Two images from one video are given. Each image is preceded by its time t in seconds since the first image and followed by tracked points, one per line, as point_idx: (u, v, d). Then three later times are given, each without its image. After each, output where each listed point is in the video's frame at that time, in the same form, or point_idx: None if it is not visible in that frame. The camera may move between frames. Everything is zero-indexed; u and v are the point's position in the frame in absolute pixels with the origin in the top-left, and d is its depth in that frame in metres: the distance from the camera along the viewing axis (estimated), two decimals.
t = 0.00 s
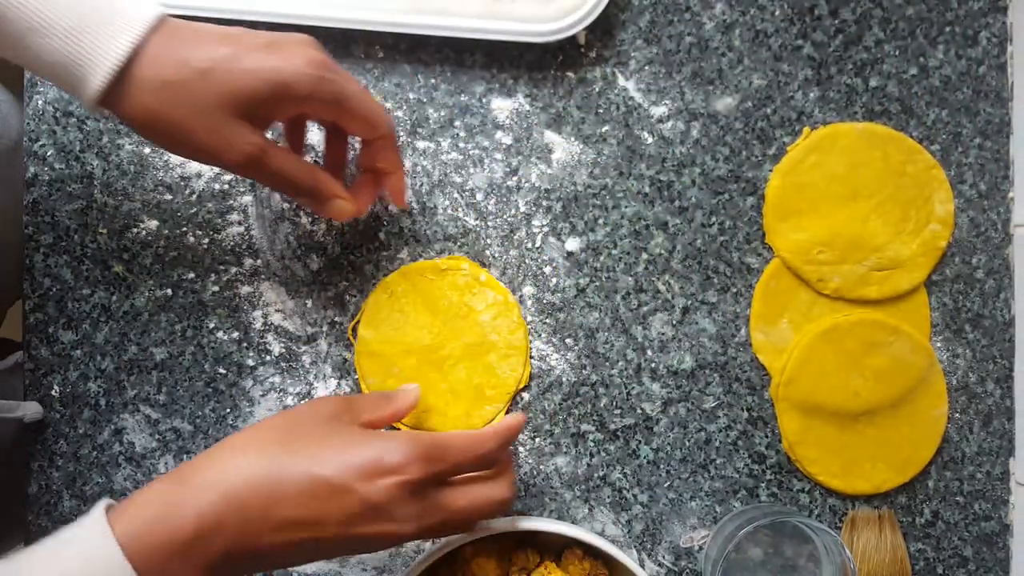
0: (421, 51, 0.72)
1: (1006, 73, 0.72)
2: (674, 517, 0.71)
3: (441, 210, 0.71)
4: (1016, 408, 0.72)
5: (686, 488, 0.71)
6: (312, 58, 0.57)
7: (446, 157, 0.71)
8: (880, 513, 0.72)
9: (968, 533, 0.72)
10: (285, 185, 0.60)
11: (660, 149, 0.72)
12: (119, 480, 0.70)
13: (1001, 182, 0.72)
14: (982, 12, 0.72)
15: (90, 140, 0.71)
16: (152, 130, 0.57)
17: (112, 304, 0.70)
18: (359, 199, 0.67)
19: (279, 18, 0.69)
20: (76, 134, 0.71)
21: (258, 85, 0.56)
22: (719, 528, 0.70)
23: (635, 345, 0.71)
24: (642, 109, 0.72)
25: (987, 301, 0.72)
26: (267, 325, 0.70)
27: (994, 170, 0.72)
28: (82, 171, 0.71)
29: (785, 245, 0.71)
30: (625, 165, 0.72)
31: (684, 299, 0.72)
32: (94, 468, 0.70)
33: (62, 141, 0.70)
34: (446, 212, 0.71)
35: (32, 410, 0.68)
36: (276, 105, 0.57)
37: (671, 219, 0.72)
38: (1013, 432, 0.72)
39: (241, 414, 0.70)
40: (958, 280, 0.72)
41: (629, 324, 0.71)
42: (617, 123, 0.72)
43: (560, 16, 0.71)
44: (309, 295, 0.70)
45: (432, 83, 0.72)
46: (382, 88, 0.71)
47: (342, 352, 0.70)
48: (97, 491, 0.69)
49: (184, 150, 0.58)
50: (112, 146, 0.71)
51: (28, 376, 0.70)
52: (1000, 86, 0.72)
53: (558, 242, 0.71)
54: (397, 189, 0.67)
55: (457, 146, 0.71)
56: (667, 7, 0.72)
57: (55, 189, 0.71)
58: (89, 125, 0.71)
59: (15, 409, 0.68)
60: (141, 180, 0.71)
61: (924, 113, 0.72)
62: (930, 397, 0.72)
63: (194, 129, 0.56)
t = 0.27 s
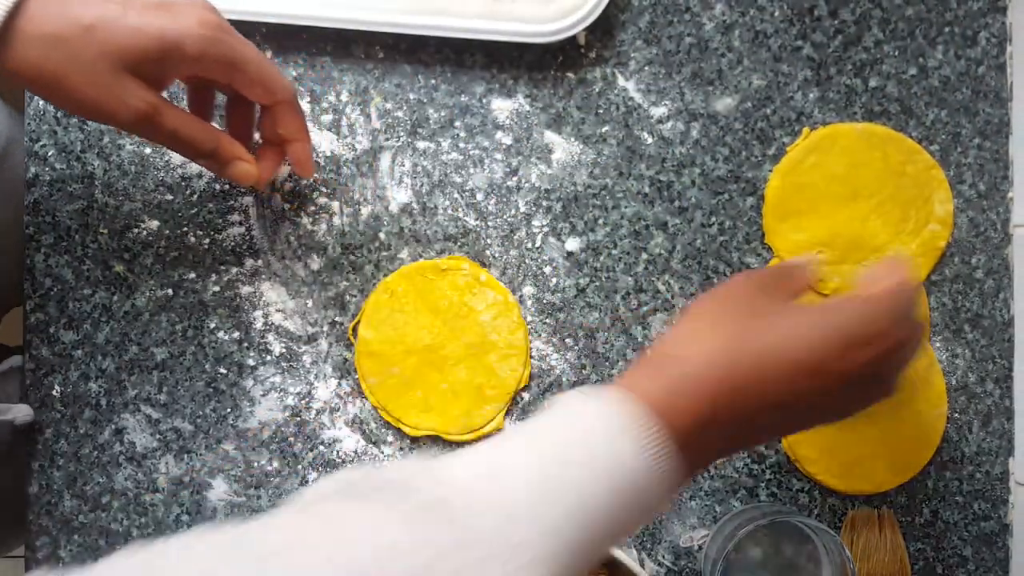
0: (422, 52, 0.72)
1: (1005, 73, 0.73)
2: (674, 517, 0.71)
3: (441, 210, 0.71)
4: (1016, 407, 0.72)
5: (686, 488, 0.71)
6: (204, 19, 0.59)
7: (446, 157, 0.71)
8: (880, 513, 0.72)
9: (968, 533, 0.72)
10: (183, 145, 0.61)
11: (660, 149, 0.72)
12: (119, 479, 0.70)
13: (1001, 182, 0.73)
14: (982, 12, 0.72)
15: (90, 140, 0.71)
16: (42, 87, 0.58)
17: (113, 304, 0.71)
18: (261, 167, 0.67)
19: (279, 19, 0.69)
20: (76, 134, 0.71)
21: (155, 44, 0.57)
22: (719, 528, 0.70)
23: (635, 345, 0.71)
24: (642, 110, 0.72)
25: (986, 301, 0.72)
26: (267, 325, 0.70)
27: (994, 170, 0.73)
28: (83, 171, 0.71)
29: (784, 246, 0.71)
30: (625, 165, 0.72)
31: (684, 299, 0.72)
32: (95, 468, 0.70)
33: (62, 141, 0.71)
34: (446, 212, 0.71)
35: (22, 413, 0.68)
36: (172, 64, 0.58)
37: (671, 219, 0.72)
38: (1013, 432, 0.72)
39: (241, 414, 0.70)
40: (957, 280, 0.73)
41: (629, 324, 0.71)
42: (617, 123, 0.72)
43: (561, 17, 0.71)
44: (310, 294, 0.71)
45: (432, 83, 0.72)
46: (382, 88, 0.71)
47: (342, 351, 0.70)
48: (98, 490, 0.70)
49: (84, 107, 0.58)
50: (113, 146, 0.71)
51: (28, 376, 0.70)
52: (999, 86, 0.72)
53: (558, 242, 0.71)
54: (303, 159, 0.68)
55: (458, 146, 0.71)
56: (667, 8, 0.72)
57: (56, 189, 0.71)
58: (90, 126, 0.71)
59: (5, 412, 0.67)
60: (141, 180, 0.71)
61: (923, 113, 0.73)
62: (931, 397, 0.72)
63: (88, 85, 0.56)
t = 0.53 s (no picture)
0: (422, 52, 0.72)
1: (1005, 73, 0.72)
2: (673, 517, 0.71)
3: (441, 210, 0.71)
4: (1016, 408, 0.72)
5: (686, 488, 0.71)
6: None
7: (446, 157, 0.71)
8: (880, 513, 0.72)
9: (968, 534, 0.72)
10: (126, 94, 0.58)
11: (660, 149, 0.72)
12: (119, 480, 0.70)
13: (1001, 182, 0.72)
14: (982, 13, 0.72)
15: (91, 140, 0.71)
16: None
17: (113, 303, 0.71)
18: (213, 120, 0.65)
19: (278, 19, 0.69)
20: (77, 134, 0.71)
21: None
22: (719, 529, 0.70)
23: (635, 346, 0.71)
24: (642, 110, 0.72)
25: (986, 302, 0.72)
26: (267, 325, 0.70)
27: (994, 170, 0.72)
28: (82, 171, 0.71)
29: (784, 246, 0.71)
30: (625, 165, 0.72)
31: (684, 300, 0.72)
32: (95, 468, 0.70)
33: (62, 141, 0.71)
34: (446, 212, 0.71)
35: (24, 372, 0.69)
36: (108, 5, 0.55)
37: (671, 219, 0.72)
38: (1013, 432, 0.72)
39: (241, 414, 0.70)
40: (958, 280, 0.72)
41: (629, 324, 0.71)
42: (617, 123, 0.72)
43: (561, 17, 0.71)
44: (310, 294, 0.71)
45: (432, 84, 0.72)
46: (382, 88, 0.72)
47: (342, 352, 0.70)
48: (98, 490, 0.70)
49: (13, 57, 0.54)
50: (113, 146, 0.71)
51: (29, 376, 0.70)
52: (999, 86, 0.72)
53: (558, 242, 0.71)
54: (255, 111, 0.66)
55: (457, 146, 0.71)
56: (667, 8, 0.72)
57: (55, 190, 0.71)
58: (90, 126, 0.71)
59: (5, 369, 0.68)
60: (141, 180, 0.71)
61: (923, 113, 0.73)
62: (930, 397, 0.72)
63: (18, 29, 0.52)
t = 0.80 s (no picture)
0: (422, 52, 0.72)
1: (1005, 73, 0.72)
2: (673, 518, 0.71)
3: (441, 210, 0.71)
4: (1016, 407, 0.72)
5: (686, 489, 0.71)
6: (261, 25, 0.55)
7: (446, 157, 0.71)
8: (879, 513, 0.72)
9: (968, 533, 0.72)
10: (233, 147, 0.58)
11: (660, 149, 0.72)
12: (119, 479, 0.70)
13: (1001, 182, 0.73)
14: (981, 13, 0.72)
15: (91, 140, 0.71)
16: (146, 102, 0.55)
17: (113, 303, 0.71)
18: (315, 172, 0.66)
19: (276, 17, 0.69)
20: (76, 134, 0.71)
21: (199, 50, 0.54)
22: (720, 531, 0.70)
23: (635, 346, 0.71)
24: (642, 110, 0.72)
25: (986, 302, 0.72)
26: (267, 325, 0.70)
27: (994, 170, 0.72)
28: (82, 171, 0.71)
29: (784, 245, 0.71)
30: (625, 165, 0.72)
31: (684, 300, 0.72)
32: (95, 468, 0.70)
33: (62, 141, 0.71)
34: (446, 212, 0.71)
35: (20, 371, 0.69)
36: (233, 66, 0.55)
37: (671, 219, 0.72)
38: (1013, 432, 0.72)
39: (241, 414, 0.70)
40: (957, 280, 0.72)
41: (629, 324, 0.71)
42: (617, 123, 0.72)
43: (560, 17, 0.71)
44: (310, 295, 0.71)
45: (432, 84, 0.72)
46: (382, 88, 0.72)
47: (342, 351, 0.70)
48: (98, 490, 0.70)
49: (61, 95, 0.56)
50: (113, 146, 0.71)
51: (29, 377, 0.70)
52: (999, 86, 0.72)
53: (558, 242, 0.71)
54: (353, 165, 0.67)
55: (458, 146, 0.72)
56: (667, 8, 0.72)
57: (55, 189, 0.71)
58: (90, 126, 0.71)
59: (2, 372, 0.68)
60: (141, 180, 0.71)
61: (923, 113, 0.73)
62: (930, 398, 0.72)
63: (178, 89, 0.54)
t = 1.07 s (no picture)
0: (421, 52, 0.72)
1: (1006, 73, 0.72)
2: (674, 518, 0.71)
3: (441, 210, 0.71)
4: (1016, 408, 0.72)
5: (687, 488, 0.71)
6: (476, 170, 0.58)
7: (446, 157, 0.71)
8: (880, 513, 0.72)
9: (969, 534, 0.72)
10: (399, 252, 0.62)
11: (660, 149, 0.72)
12: (118, 480, 0.70)
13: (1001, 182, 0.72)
14: (982, 12, 0.72)
15: (90, 139, 0.71)
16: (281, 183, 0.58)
17: (113, 304, 0.70)
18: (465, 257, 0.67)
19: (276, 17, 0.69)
20: (76, 133, 0.71)
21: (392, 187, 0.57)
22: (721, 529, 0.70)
23: (635, 346, 0.71)
24: (642, 109, 0.72)
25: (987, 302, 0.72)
26: (267, 325, 0.70)
27: (994, 170, 0.72)
28: (82, 171, 0.71)
29: (785, 245, 0.71)
30: (625, 165, 0.72)
31: (684, 299, 0.72)
32: (94, 469, 0.70)
33: (62, 141, 0.71)
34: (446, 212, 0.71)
35: None
36: (392, 205, 0.58)
37: (672, 219, 0.72)
38: (1013, 432, 0.72)
39: (240, 414, 0.70)
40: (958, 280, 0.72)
41: (629, 324, 0.71)
42: (617, 123, 0.72)
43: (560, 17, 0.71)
44: (309, 295, 0.70)
45: (432, 83, 0.72)
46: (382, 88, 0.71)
47: (341, 352, 0.70)
48: (97, 491, 0.70)
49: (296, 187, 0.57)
50: (112, 146, 0.71)
51: (28, 377, 0.70)
52: (1000, 86, 0.72)
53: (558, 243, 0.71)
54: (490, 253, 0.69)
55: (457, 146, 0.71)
56: (667, 7, 0.72)
57: (55, 189, 0.71)
58: (89, 125, 0.71)
59: None
60: (140, 180, 0.71)
61: (924, 113, 0.73)
62: (931, 398, 0.72)
63: (366, 198, 0.57)
